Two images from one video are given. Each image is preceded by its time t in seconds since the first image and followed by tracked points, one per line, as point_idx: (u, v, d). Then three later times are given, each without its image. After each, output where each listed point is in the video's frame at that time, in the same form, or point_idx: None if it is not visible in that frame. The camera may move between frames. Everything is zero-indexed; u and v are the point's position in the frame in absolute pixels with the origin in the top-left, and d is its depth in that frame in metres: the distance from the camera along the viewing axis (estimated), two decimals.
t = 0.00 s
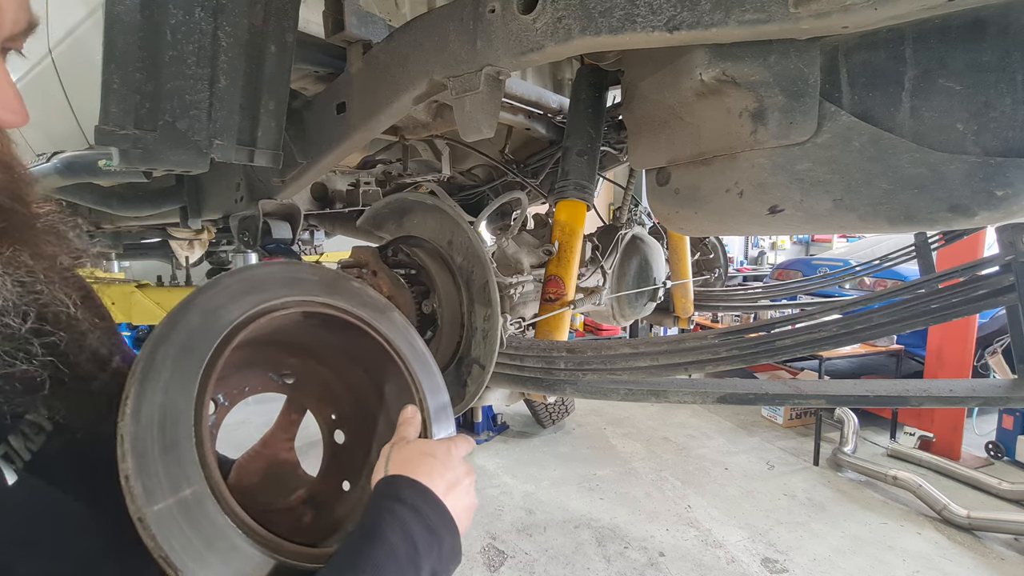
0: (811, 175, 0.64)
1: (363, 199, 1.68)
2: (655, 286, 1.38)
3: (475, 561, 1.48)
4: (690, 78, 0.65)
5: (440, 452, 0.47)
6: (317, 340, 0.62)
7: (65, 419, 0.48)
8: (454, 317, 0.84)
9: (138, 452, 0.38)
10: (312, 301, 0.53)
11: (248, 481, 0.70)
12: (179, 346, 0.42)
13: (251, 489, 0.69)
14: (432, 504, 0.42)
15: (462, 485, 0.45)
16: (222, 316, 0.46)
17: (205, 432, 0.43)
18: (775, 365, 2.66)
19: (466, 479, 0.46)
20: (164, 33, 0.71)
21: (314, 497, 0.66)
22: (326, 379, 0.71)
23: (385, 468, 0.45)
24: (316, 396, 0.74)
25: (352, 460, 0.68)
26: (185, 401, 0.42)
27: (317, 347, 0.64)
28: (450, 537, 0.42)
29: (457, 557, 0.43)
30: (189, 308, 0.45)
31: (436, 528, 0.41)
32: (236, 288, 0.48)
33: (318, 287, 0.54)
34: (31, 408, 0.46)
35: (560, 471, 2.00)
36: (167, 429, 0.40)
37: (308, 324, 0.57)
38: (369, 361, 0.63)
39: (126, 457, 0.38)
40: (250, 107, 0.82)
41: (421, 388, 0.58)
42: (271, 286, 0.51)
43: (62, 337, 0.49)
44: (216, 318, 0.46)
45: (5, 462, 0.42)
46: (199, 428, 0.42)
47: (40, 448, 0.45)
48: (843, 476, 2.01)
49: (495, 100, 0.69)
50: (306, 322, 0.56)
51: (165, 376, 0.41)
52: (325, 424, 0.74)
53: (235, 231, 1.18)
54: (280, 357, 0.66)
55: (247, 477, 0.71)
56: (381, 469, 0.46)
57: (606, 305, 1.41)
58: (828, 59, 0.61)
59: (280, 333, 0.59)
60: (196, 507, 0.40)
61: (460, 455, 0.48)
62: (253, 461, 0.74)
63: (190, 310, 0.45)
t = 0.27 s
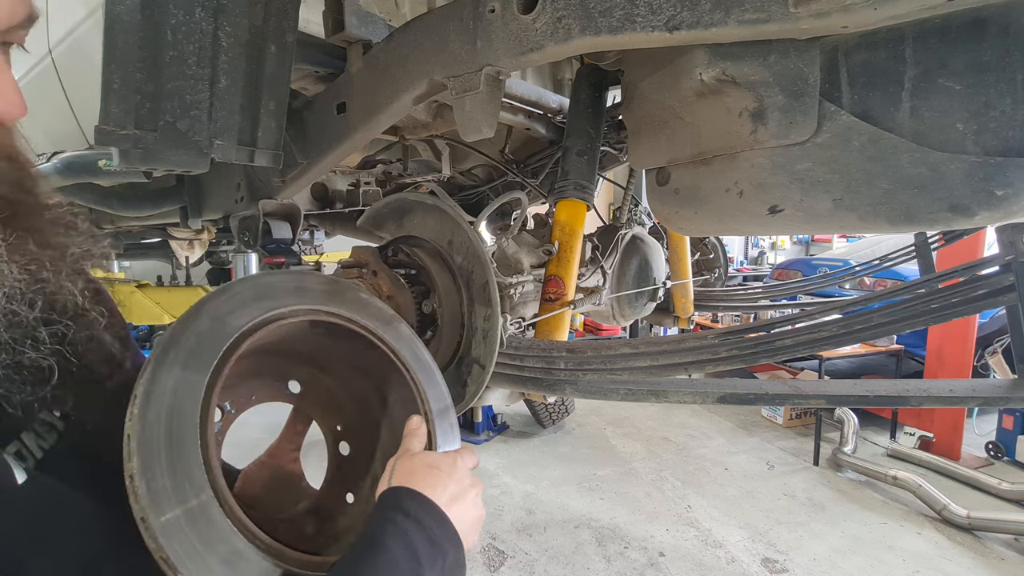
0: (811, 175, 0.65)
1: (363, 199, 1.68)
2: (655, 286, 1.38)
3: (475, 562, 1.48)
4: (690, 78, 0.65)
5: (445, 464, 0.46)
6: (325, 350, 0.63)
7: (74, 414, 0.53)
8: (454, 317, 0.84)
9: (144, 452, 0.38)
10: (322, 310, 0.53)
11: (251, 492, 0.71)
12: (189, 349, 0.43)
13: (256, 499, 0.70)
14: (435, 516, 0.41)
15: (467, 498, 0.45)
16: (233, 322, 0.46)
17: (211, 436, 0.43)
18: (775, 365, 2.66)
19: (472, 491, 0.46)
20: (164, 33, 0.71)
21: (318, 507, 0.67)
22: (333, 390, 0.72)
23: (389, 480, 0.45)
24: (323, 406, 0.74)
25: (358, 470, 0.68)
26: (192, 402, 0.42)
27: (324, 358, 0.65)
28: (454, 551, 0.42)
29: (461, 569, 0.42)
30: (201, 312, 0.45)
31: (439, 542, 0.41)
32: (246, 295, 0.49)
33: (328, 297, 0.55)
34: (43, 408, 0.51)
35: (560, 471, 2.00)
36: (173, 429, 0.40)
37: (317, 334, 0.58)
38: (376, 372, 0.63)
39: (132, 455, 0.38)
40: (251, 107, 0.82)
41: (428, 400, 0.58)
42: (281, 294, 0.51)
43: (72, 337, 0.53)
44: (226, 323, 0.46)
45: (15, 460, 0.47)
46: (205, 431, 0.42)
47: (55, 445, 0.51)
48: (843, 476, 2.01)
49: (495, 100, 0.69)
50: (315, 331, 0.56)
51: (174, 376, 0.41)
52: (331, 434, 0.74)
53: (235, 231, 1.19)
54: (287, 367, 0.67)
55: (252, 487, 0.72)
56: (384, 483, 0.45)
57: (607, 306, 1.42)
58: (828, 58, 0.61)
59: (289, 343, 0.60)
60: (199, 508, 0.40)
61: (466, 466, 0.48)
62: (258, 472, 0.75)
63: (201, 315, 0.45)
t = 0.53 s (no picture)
0: (811, 175, 0.65)
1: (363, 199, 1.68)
2: (655, 287, 1.38)
3: (475, 562, 1.48)
4: (690, 78, 0.65)
5: (447, 471, 0.46)
6: (334, 354, 0.63)
7: (74, 415, 0.51)
8: (454, 317, 0.84)
9: (152, 448, 0.39)
10: (331, 313, 0.53)
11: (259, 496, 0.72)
12: (200, 347, 0.43)
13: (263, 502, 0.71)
14: (433, 524, 0.42)
15: (468, 506, 0.45)
16: (242, 323, 0.47)
17: (218, 436, 0.43)
18: (774, 365, 2.66)
19: (473, 498, 0.46)
20: (164, 33, 0.71)
21: (323, 512, 0.67)
22: (342, 394, 0.72)
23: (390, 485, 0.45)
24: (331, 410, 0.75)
25: (364, 475, 0.68)
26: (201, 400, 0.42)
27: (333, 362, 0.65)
28: (452, 560, 0.41)
29: None
30: (212, 312, 0.46)
31: (437, 550, 0.41)
32: (256, 297, 0.49)
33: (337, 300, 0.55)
34: (49, 402, 0.49)
35: (560, 471, 2.00)
36: (182, 425, 0.41)
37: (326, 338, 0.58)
38: (384, 377, 0.63)
39: (141, 449, 0.39)
40: (251, 106, 0.82)
41: (436, 405, 0.58)
42: (289, 297, 0.51)
43: (92, 338, 0.54)
44: (237, 323, 0.46)
45: (21, 458, 0.46)
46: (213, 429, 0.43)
47: (53, 446, 0.49)
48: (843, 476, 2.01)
49: (495, 100, 0.69)
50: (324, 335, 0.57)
51: (185, 373, 0.42)
52: (339, 439, 0.75)
53: (235, 231, 1.19)
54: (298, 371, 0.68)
55: (259, 491, 0.73)
56: (385, 489, 0.45)
57: (606, 306, 1.42)
58: (828, 58, 0.61)
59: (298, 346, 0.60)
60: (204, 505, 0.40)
61: (469, 473, 0.48)
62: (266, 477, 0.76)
63: (213, 314, 0.46)
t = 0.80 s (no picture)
0: (810, 175, 0.65)
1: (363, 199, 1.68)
2: (655, 286, 1.38)
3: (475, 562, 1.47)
4: (690, 78, 0.65)
5: (460, 463, 0.46)
6: (336, 348, 0.63)
7: (82, 409, 0.53)
8: (454, 317, 0.84)
9: (148, 436, 0.39)
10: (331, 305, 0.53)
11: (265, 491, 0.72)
12: (197, 337, 0.44)
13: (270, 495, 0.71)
14: (445, 519, 0.42)
15: (479, 499, 0.45)
16: (241, 315, 0.47)
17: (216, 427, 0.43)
18: (775, 365, 2.66)
19: (485, 489, 0.46)
20: (164, 33, 0.71)
21: (329, 506, 0.67)
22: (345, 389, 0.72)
23: (402, 476, 0.45)
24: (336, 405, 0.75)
25: (369, 469, 0.68)
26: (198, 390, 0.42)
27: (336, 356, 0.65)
28: (464, 556, 0.41)
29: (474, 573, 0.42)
30: (210, 304, 0.46)
31: (448, 545, 0.41)
32: (256, 289, 0.49)
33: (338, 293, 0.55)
34: (56, 402, 0.51)
35: (560, 470, 2.00)
36: (178, 414, 0.41)
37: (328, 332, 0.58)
38: (387, 370, 0.63)
39: (138, 438, 0.38)
40: (251, 106, 0.82)
41: (440, 397, 0.58)
42: (289, 289, 0.52)
43: (99, 337, 0.56)
44: (236, 314, 0.47)
45: (26, 450, 0.47)
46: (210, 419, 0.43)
47: (58, 443, 0.50)
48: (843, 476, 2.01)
49: (495, 100, 0.69)
50: (326, 328, 0.57)
51: (181, 362, 0.42)
52: (345, 433, 0.75)
53: (235, 231, 1.19)
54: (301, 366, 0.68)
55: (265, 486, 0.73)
56: (397, 479, 0.45)
57: (606, 306, 1.42)
58: (828, 58, 0.61)
59: (301, 340, 0.60)
60: (202, 493, 0.40)
61: (479, 465, 0.48)
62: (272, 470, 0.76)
63: (211, 306, 0.46)
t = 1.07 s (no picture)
0: (810, 175, 0.65)
1: (363, 199, 1.68)
2: (655, 286, 1.38)
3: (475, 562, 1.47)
4: (690, 78, 0.65)
5: (459, 434, 0.47)
6: (334, 333, 0.64)
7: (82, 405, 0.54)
8: (454, 317, 0.84)
9: (144, 413, 0.40)
10: (325, 288, 0.55)
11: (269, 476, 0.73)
12: (190, 321, 0.45)
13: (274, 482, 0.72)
14: (448, 488, 0.41)
15: (482, 466, 0.44)
16: (235, 297, 0.48)
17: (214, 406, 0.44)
18: (775, 365, 2.66)
19: (488, 458, 0.46)
20: (164, 33, 0.71)
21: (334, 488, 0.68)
22: (348, 375, 0.74)
23: (402, 449, 0.45)
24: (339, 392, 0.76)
25: (371, 453, 0.69)
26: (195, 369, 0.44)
27: (335, 342, 0.67)
28: (469, 523, 0.41)
29: (478, 541, 0.42)
30: (202, 288, 0.47)
31: (451, 511, 0.40)
32: (250, 273, 0.51)
33: (333, 276, 0.56)
34: (60, 395, 0.53)
35: (560, 471, 2.00)
36: (175, 392, 0.42)
37: (325, 315, 0.59)
38: (385, 353, 0.64)
39: (133, 417, 0.40)
40: (251, 107, 0.82)
41: (439, 377, 0.59)
42: (283, 274, 0.53)
43: (101, 332, 0.58)
44: (230, 297, 0.48)
45: (30, 439, 0.48)
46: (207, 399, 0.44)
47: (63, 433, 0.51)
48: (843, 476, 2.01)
49: (495, 100, 0.69)
50: (322, 313, 0.58)
51: (175, 344, 0.43)
52: (348, 419, 0.76)
53: (235, 231, 1.19)
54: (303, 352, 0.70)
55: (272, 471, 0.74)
56: (397, 452, 0.45)
57: (606, 305, 1.42)
58: (829, 58, 0.61)
59: (301, 325, 0.61)
60: (201, 469, 0.41)
61: (481, 435, 0.48)
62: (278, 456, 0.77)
63: (203, 290, 0.47)
